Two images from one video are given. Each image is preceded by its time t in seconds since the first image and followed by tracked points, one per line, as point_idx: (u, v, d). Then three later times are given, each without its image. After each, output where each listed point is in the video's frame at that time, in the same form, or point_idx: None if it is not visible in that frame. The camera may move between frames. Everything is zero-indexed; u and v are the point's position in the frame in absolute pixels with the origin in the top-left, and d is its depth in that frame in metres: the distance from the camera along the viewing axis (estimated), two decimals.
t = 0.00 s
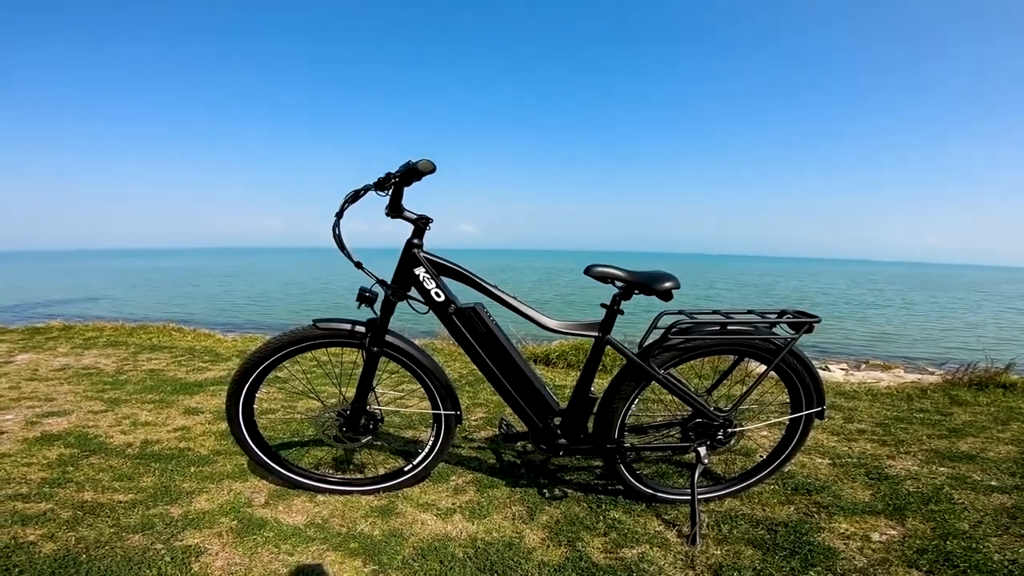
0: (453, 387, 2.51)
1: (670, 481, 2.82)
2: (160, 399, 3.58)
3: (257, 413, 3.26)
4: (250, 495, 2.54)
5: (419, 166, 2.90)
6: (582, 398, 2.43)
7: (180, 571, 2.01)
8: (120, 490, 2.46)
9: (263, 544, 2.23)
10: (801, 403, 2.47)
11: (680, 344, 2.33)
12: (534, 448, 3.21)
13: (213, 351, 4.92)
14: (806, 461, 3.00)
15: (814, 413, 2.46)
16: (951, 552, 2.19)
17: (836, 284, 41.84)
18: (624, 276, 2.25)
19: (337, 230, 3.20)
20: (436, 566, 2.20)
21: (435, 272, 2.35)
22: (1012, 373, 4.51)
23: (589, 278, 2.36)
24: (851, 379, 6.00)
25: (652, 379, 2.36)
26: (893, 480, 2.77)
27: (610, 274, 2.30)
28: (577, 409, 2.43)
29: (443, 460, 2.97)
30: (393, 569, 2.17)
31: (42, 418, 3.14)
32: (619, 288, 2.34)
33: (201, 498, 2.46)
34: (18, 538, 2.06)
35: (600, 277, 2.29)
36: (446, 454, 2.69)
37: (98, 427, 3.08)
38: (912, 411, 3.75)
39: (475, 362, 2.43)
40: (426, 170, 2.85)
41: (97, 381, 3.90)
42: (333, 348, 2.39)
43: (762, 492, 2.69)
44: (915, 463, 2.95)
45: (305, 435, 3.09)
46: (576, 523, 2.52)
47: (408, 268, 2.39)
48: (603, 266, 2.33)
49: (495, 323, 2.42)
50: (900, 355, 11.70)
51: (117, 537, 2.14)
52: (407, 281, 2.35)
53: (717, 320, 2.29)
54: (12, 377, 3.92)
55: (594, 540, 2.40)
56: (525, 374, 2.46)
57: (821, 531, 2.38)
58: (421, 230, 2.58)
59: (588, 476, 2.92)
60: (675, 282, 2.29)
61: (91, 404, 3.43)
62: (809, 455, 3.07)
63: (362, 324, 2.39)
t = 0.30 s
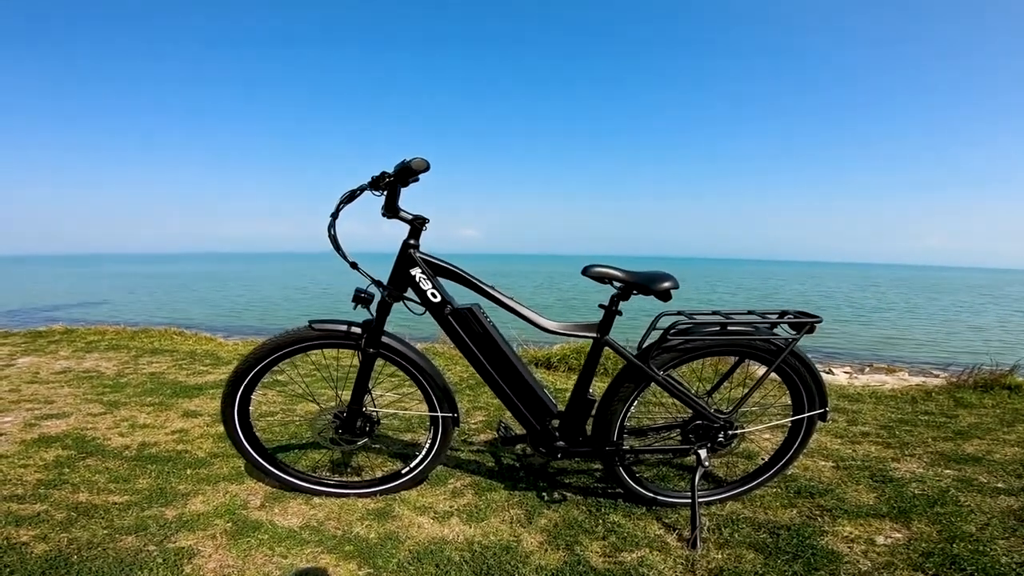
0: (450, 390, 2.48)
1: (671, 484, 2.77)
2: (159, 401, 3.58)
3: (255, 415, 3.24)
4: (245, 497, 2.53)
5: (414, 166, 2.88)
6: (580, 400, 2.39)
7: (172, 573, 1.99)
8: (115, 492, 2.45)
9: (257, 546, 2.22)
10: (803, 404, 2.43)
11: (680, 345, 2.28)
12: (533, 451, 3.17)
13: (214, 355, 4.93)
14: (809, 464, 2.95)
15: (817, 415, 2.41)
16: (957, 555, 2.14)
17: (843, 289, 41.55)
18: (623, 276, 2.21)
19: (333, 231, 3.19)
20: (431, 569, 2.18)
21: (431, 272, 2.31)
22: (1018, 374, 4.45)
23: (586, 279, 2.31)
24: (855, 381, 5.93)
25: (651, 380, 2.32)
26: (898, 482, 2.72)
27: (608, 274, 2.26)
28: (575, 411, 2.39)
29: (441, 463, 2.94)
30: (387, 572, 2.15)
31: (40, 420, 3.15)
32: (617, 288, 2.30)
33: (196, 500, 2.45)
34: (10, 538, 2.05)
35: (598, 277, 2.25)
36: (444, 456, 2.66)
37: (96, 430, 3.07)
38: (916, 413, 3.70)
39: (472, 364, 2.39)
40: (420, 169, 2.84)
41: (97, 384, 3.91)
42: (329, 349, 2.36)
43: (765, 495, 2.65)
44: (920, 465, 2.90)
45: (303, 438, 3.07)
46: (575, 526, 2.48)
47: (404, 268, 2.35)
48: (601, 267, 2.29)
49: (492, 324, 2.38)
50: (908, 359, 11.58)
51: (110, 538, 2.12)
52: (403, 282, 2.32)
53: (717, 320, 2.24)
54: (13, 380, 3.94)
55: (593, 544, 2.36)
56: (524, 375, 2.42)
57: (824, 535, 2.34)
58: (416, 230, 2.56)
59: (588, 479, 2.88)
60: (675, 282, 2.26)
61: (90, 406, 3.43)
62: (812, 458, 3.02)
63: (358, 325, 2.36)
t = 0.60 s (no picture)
0: (448, 392, 2.47)
1: (671, 484, 2.76)
2: (159, 406, 3.59)
3: (254, 419, 3.24)
4: (245, 500, 2.53)
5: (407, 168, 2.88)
6: (578, 401, 2.38)
7: None
8: (115, 496, 2.46)
9: (256, 549, 2.22)
10: (802, 403, 2.41)
11: (677, 345, 2.26)
12: (532, 452, 3.16)
13: (214, 359, 4.94)
14: (810, 462, 2.94)
15: (816, 413, 2.39)
16: (960, 553, 2.13)
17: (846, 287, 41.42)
18: (619, 276, 2.20)
19: (328, 234, 3.19)
20: (430, 571, 2.17)
21: (427, 274, 2.30)
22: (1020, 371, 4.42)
23: (582, 279, 2.30)
24: (856, 379, 5.90)
25: (649, 380, 2.31)
26: (900, 480, 2.71)
27: (603, 274, 2.25)
28: (573, 412, 2.39)
29: (440, 464, 2.93)
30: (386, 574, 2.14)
31: (40, 425, 3.16)
32: (613, 288, 2.29)
33: (196, 504, 2.45)
34: (10, 543, 2.06)
35: (593, 277, 2.24)
36: (442, 458, 2.66)
37: (96, 434, 3.08)
38: (918, 410, 3.68)
39: (469, 366, 2.38)
40: (413, 171, 2.83)
41: (98, 389, 3.92)
42: (326, 352, 2.36)
43: (765, 494, 2.63)
44: (922, 463, 2.88)
45: (303, 441, 3.07)
46: (574, 527, 2.48)
47: (399, 271, 2.34)
48: (596, 267, 2.28)
49: (489, 325, 2.37)
50: (911, 357, 11.52)
51: (109, 542, 2.13)
52: (398, 284, 2.31)
53: (714, 319, 2.22)
54: (14, 386, 3.95)
55: (593, 545, 2.36)
56: (521, 377, 2.41)
57: (826, 534, 2.32)
58: (411, 231, 2.56)
59: (588, 480, 2.87)
60: (670, 281, 2.23)
61: (90, 411, 3.44)
62: (813, 456, 3.01)
63: (355, 328, 2.36)
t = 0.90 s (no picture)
0: (453, 388, 2.47)
1: (675, 481, 2.76)
2: (164, 403, 3.60)
3: (259, 416, 3.25)
4: (250, 497, 2.53)
5: (414, 164, 2.87)
6: (582, 398, 2.38)
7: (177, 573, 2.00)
8: (121, 492, 2.47)
9: (261, 545, 2.22)
10: (807, 400, 2.40)
11: (681, 341, 2.25)
12: (536, 449, 3.16)
13: (218, 357, 4.95)
14: (814, 460, 2.93)
15: (821, 410, 2.38)
16: (964, 551, 2.13)
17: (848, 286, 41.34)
18: (623, 273, 2.18)
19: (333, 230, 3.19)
20: (435, 567, 2.18)
21: (432, 270, 2.30)
22: None
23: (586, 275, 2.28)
24: (859, 378, 5.90)
25: (653, 376, 2.29)
26: (904, 479, 2.70)
27: (607, 270, 2.23)
28: (578, 408, 2.38)
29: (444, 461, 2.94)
30: (390, 570, 2.15)
31: (46, 422, 3.17)
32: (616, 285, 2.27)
33: (201, 500, 2.46)
34: (16, 538, 2.06)
35: (597, 273, 2.22)
36: (446, 454, 2.66)
37: (101, 431, 3.09)
38: (922, 409, 3.67)
39: (474, 362, 2.38)
40: (420, 168, 2.83)
41: (103, 386, 3.93)
42: (332, 349, 2.36)
43: (769, 491, 2.63)
44: (926, 461, 2.88)
45: (307, 437, 3.08)
46: (578, 524, 2.48)
47: (405, 267, 2.34)
48: (600, 263, 2.27)
49: (494, 322, 2.37)
50: (914, 357, 11.50)
51: (115, 538, 2.14)
52: (404, 280, 2.31)
53: (719, 315, 2.20)
54: (19, 383, 3.96)
55: (597, 542, 2.36)
56: (525, 373, 2.41)
57: (830, 531, 2.32)
58: (417, 227, 2.56)
59: (591, 477, 2.86)
60: (676, 277, 2.20)
61: (96, 408, 3.45)
62: (817, 454, 3.00)
63: (360, 324, 2.36)
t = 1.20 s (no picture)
0: (466, 384, 2.45)
1: (687, 479, 2.72)
2: (174, 400, 3.59)
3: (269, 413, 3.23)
4: (261, 494, 2.52)
5: (430, 159, 2.84)
6: (596, 395, 2.35)
7: (190, 570, 1.99)
8: (133, 489, 2.45)
9: (273, 543, 2.21)
10: (822, 398, 2.36)
11: (696, 338, 2.19)
12: (546, 447, 3.13)
13: (227, 355, 4.94)
14: (827, 459, 2.91)
15: (837, 407, 2.34)
16: (983, 549, 2.10)
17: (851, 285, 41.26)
18: (638, 269, 2.14)
19: (347, 226, 3.17)
20: (448, 565, 2.16)
21: (447, 266, 2.29)
22: None
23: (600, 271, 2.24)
24: (867, 379, 5.88)
25: (668, 373, 2.24)
26: (918, 477, 2.68)
27: (622, 266, 2.20)
28: (591, 405, 2.35)
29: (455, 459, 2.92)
30: (404, 568, 2.13)
31: (57, 419, 3.16)
32: (631, 281, 2.24)
33: (213, 498, 2.45)
34: (29, 536, 2.05)
35: (611, 269, 2.19)
36: (459, 452, 2.64)
37: (113, 428, 3.08)
38: (934, 409, 3.65)
39: (487, 358, 2.35)
40: (437, 162, 2.80)
41: (113, 383, 3.92)
42: (345, 344, 2.34)
43: (783, 490, 2.61)
44: (940, 461, 2.86)
45: (317, 435, 3.06)
46: (591, 522, 2.46)
47: (419, 262, 2.33)
48: (615, 260, 2.24)
49: (508, 318, 2.35)
50: (919, 357, 11.47)
51: (128, 535, 2.12)
52: (418, 276, 2.29)
53: (734, 312, 2.15)
54: (29, 380, 3.96)
55: (610, 539, 2.34)
56: (539, 370, 2.39)
57: (846, 529, 2.30)
58: (432, 223, 2.54)
59: (603, 475, 2.83)
60: (692, 273, 2.15)
61: (106, 405, 3.44)
62: (830, 453, 2.98)
63: (374, 320, 2.34)
